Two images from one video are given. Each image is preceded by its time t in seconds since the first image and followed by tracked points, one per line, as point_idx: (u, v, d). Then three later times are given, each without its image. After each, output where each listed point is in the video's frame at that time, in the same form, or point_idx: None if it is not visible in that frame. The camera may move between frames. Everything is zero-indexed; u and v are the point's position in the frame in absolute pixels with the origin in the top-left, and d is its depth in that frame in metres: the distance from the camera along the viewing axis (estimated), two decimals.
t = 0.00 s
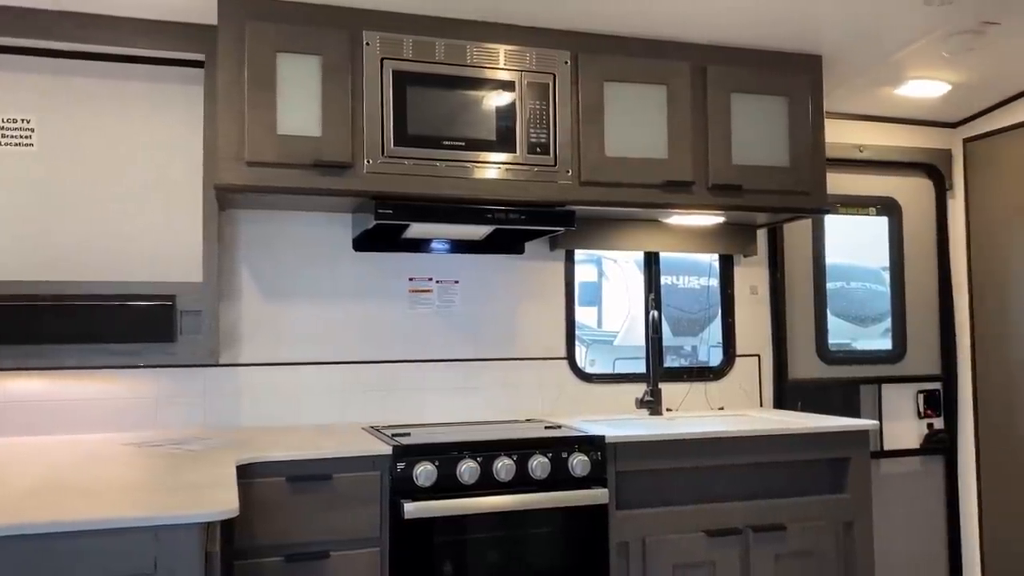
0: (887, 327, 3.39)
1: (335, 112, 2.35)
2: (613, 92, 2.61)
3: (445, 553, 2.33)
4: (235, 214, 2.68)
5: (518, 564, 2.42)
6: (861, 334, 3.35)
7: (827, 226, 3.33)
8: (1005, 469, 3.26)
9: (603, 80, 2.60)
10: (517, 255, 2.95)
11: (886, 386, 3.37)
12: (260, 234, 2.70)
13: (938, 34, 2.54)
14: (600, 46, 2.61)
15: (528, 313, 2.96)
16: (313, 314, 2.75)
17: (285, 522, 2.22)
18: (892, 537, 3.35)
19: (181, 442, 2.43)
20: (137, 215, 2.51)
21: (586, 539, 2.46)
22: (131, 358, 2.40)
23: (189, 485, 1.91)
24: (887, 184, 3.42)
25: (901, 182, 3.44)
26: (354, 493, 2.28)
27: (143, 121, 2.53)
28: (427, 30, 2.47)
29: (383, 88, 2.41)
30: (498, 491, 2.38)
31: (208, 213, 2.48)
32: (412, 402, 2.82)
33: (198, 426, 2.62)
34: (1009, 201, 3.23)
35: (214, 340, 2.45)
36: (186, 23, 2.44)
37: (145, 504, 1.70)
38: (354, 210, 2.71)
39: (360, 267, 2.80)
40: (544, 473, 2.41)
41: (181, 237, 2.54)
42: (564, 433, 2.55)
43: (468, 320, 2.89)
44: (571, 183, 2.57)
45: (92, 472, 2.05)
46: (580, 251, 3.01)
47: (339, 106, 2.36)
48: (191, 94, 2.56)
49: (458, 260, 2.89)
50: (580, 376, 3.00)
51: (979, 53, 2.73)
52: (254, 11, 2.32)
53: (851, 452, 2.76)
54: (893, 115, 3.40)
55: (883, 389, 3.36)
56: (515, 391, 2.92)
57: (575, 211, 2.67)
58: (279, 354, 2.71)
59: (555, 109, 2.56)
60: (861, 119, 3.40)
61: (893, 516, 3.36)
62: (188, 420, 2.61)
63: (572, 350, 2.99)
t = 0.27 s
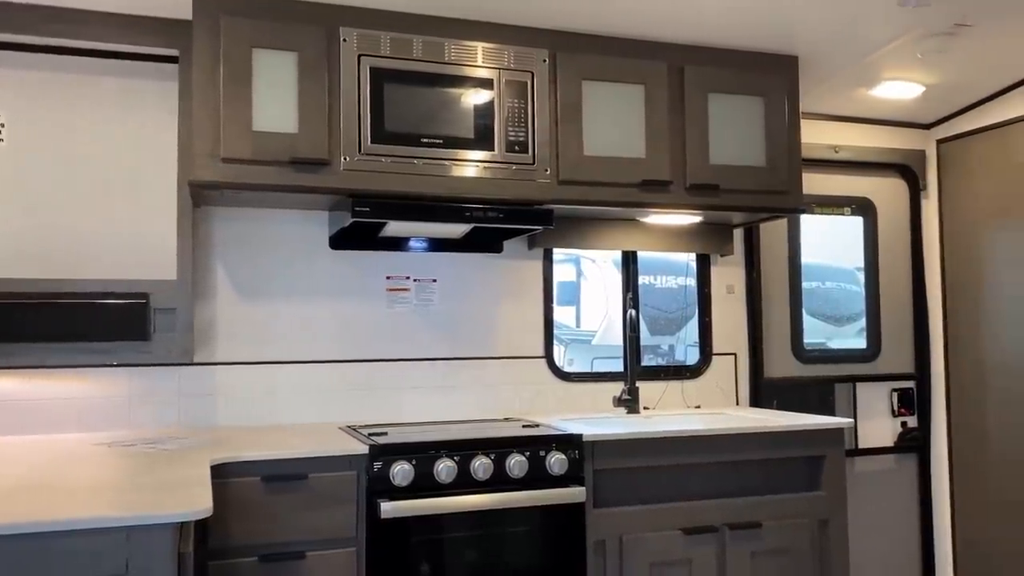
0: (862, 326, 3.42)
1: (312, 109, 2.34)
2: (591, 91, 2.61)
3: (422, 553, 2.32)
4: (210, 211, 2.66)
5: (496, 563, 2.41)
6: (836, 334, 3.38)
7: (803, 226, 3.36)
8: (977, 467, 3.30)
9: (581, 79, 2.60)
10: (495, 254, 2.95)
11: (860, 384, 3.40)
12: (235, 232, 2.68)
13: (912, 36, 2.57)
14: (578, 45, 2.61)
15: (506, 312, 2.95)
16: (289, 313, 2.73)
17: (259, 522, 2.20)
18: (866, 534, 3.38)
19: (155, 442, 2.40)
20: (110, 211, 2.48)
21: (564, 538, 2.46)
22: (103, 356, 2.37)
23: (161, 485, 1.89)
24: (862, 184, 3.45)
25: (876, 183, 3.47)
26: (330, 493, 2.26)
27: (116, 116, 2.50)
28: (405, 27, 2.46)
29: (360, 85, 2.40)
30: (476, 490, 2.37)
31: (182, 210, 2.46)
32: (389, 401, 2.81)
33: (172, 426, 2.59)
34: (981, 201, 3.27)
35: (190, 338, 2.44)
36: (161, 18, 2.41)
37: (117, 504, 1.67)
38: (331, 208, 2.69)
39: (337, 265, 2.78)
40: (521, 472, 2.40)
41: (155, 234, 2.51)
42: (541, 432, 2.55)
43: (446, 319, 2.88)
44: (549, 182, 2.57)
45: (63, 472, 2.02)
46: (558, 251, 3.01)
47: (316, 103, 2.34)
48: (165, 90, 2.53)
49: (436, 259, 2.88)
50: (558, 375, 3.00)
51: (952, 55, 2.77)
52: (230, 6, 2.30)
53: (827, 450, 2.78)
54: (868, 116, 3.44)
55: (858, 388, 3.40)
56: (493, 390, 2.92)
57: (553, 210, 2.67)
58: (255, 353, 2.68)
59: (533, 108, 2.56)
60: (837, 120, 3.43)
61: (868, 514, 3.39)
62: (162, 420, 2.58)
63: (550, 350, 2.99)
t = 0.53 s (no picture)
0: (837, 326, 3.46)
1: (291, 104, 2.33)
2: (572, 89, 2.62)
3: (399, 550, 2.31)
4: (187, 206, 2.64)
5: (474, 561, 2.41)
6: (812, 333, 3.41)
7: (780, 226, 3.39)
8: (949, 465, 3.35)
9: (562, 77, 2.61)
10: (475, 251, 2.95)
11: (836, 383, 3.44)
12: (213, 227, 2.66)
13: (889, 38, 2.60)
14: (560, 43, 2.62)
15: (486, 309, 2.95)
16: (267, 309, 2.71)
17: (236, 519, 2.19)
18: (840, 532, 3.42)
19: (130, 438, 2.37)
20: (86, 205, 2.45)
21: (542, 535, 2.46)
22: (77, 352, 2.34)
23: (136, 481, 1.87)
24: (839, 186, 3.49)
25: (853, 184, 3.51)
26: (307, 490, 2.25)
27: (93, 109, 2.48)
28: (386, 22, 2.45)
29: (340, 80, 2.39)
30: (454, 487, 2.37)
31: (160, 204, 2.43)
32: (368, 398, 2.80)
33: (148, 423, 2.56)
34: (955, 203, 3.32)
35: (167, 333, 2.42)
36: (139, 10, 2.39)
37: (91, 500, 1.65)
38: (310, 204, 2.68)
39: (315, 261, 2.77)
40: (499, 469, 2.41)
41: (131, 228, 2.49)
42: (520, 429, 2.55)
43: (425, 316, 2.88)
44: (530, 180, 2.57)
45: (36, 468, 1.99)
46: (538, 249, 3.01)
47: (295, 98, 2.33)
48: (143, 82, 2.51)
49: (416, 256, 2.88)
50: (537, 373, 3.00)
51: (928, 58, 2.80)
52: None
53: (802, 448, 2.81)
54: (845, 118, 3.47)
55: (833, 387, 3.43)
56: (472, 387, 2.92)
57: (533, 207, 2.68)
58: (232, 349, 2.67)
59: (514, 105, 2.56)
60: (815, 121, 3.47)
61: (842, 512, 3.43)
62: (137, 416, 2.56)
63: (529, 348, 3.00)
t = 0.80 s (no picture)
0: (816, 327, 3.48)
1: (272, 97, 2.30)
2: (555, 87, 2.62)
3: (377, 547, 2.30)
4: (165, 198, 2.61)
5: (452, 558, 2.40)
6: (791, 334, 3.43)
7: (761, 227, 3.41)
8: (924, 466, 3.38)
9: (545, 75, 2.60)
10: (456, 248, 2.94)
11: (814, 384, 3.46)
12: (191, 220, 2.64)
13: (870, 41, 2.62)
14: (543, 40, 2.62)
15: (466, 306, 2.94)
16: (245, 303, 2.69)
17: (211, 515, 2.16)
18: (817, 531, 3.45)
19: (104, 432, 2.34)
20: (62, 196, 2.41)
21: (520, 532, 2.46)
22: (51, 344, 2.31)
23: (111, 476, 1.84)
24: (819, 187, 3.51)
25: (833, 186, 3.54)
26: (284, 486, 2.23)
27: (70, 98, 2.44)
28: (369, 16, 2.44)
29: (322, 74, 2.37)
30: (433, 484, 2.36)
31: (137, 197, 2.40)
32: (346, 394, 2.78)
33: (123, 418, 2.53)
34: (934, 206, 3.36)
35: (143, 326, 2.40)
36: None
37: (64, 495, 1.62)
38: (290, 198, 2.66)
39: (294, 256, 2.75)
40: (478, 467, 2.40)
41: (108, 220, 2.45)
42: (499, 426, 2.54)
43: (405, 312, 2.87)
44: (512, 177, 2.57)
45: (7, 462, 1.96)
46: (519, 246, 3.01)
47: (276, 90, 2.31)
48: (121, 73, 2.48)
49: (396, 252, 2.86)
50: (517, 371, 3.00)
51: (908, 61, 2.83)
52: None
53: (780, 448, 2.82)
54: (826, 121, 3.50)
55: (811, 387, 3.46)
56: (452, 385, 2.91)
57: (515, 205, 2.67)
58: (209, 343, 2.64)
59: (497, 102, 2.56)
60: (796, 123, 3.49)
61: (819, 512, 3.45)
62: (112, 410, 2.53)
63: (510, 345, 2.99)
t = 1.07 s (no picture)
0: (798, 326, 3.51)
1: (257, 88, 2.29)
2: (541, 82, 2.62)
3: (358, 542, 2.29)
4: (148, 189, 2.59)
5: (433, 553, 2.40)
6: (774, 332, 3.45)
7: (744, 225, 3.43)
8: (904, 464, 3.41)
9: (532, 69, 2.60)
10: (441, 242, 2.93)
11: (795, 382, 3.49)
12: (173, 210, 2.62)
13: (855, 40, 2.63)
14: (530, 35, 2.61)
15: (451, 301, 2.94)
16: (227, 296, 2.67)
17: (192, 509, 2.14)
18: (797, 528, 3.47)
19: (84, 424, 2.32)
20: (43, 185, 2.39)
21: (502, 527, 2.46)
22: (31, 336, 2.30)
23: (90, 468, 1.82)
24: (803, 186, 3.54)
25: (816, 185, 3.56)
26: (265, 479, 2.22)
27: (52, 86, 2.41)
28: (356, 8, 2.42)
29: (307, 65, 2.35)
30: (416, 479, 2.36)
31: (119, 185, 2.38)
32: (329, 388, 2.77)
33: (103, 410, 2.51)
34: (916, 206, 3.38)
35: (124, 317, 2.38)
36: None
37: (42, 486, 1.60)
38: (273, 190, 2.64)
39: (277, 249, 2.73)
40: (461, 461, 2.40)
41: (90, 210, 2.42)
42: (483, 421, 2.54)
43: (389, 306, 2.86)
44: (498, 171, 2.57)
45: None
46: (504, 242, 3.01)
47: (261, 81, 2.29)
48: (104, 61, 2.46)
49: (381, 245, 2.85)
50: (501, 366, 3.00)
51: (893, 62, 2.85)
52: None
53: (763, 445, 2.84)
54: (810, 120, 3.52)
55: (793, 384, 3.48)
56: (435, 380, 2.90)
57: (500, 200, 2.67)
58: (190, 335, 2.62)
59: (483, 96, 2.55)
60: (781, 122, 3.51)
61: (799, 508, 3.48)
62: (91, 402, 2.50)
63: (494, 341, 2.99)
